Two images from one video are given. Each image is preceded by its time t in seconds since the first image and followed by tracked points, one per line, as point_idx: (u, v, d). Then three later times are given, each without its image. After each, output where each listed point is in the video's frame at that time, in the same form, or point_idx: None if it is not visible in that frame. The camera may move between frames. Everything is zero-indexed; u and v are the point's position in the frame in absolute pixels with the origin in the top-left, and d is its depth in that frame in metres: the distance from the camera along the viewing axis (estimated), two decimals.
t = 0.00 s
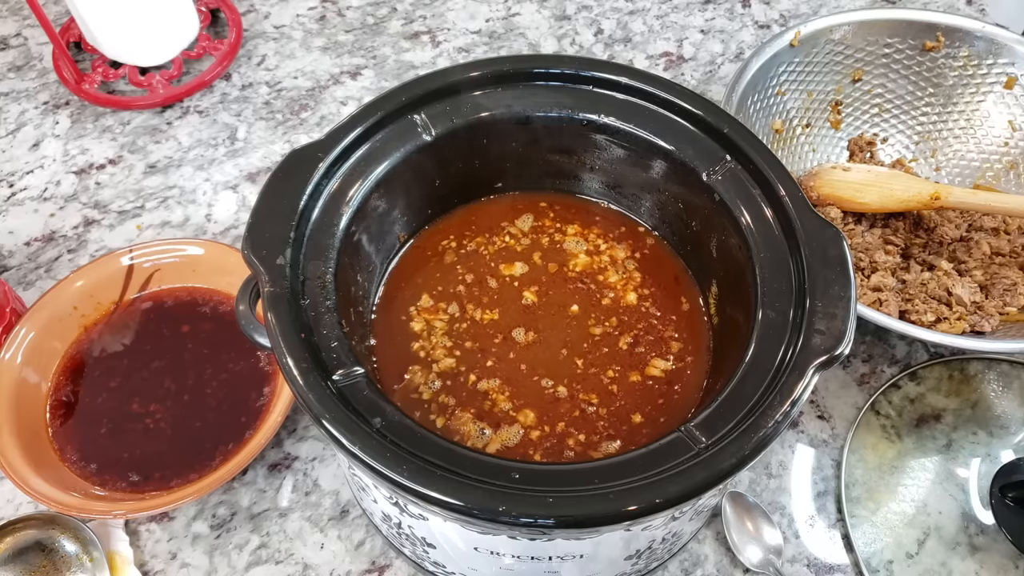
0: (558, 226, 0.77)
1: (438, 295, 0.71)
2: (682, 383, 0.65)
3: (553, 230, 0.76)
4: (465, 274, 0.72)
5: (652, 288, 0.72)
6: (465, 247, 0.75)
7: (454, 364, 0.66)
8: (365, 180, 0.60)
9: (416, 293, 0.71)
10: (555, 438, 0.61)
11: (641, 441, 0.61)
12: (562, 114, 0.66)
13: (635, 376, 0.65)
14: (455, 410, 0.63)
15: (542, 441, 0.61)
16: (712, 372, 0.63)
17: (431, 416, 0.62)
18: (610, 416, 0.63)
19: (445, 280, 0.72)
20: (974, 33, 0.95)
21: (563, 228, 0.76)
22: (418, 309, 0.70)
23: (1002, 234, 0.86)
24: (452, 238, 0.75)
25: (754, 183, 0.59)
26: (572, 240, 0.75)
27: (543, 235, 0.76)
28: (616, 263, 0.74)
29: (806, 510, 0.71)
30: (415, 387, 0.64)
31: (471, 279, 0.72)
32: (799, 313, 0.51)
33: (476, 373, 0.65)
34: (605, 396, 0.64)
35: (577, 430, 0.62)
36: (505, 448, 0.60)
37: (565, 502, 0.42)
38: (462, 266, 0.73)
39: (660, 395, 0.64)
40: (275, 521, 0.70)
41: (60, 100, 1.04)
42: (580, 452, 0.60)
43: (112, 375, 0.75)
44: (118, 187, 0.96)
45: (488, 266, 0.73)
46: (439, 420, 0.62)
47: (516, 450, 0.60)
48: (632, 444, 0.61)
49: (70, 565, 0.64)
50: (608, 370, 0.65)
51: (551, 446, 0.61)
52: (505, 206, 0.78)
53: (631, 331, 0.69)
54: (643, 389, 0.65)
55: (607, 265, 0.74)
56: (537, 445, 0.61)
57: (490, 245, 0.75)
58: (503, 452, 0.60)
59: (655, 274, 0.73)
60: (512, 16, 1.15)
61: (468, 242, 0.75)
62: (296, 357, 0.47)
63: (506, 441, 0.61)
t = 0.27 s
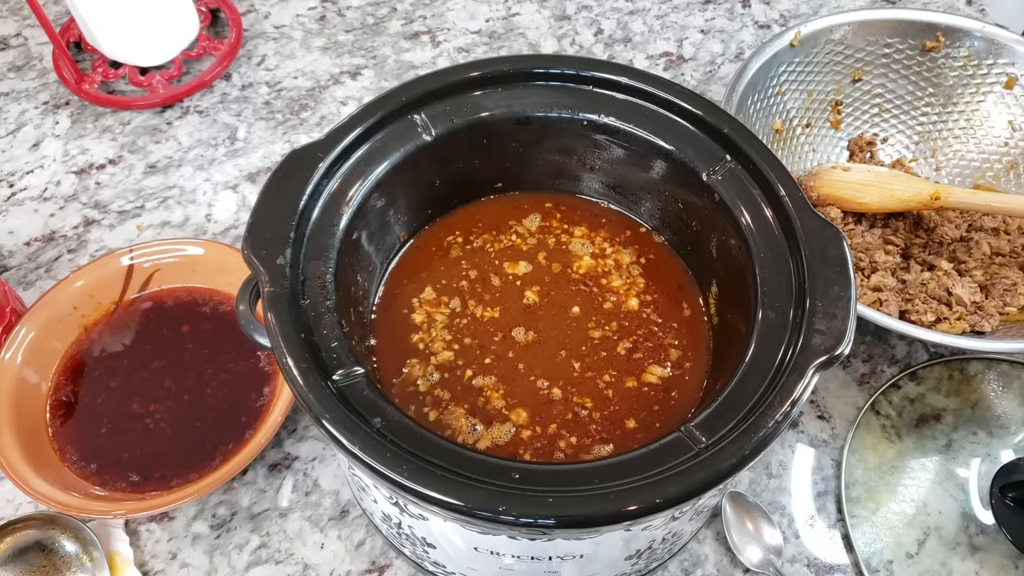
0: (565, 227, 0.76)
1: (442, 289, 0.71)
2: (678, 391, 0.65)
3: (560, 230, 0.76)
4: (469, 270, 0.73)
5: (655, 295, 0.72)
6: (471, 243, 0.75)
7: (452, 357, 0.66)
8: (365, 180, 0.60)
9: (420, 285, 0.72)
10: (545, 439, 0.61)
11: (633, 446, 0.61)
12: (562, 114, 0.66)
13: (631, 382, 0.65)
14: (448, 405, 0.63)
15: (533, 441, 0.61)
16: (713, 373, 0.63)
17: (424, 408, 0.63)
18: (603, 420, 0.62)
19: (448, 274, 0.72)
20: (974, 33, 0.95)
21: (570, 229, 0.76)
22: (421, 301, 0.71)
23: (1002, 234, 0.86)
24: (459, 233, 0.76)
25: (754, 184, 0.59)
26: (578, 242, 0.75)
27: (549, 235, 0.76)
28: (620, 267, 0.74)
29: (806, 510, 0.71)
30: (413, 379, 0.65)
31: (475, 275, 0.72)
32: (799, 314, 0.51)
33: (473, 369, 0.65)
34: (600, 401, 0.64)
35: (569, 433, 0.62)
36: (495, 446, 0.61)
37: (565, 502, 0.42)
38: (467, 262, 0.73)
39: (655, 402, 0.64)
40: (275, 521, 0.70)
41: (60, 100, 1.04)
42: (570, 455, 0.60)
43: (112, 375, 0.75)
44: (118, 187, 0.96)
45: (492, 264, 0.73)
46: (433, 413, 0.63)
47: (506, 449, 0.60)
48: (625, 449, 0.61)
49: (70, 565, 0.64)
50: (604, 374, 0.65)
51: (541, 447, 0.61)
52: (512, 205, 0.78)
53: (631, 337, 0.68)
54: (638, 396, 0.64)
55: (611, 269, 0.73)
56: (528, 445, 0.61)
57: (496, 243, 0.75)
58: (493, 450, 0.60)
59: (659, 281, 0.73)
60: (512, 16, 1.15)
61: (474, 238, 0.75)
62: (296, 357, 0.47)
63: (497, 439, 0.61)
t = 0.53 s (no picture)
0: (572, 229, 0.76)
1: (445, 283, 0.72)
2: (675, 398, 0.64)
3: (567, 231, 0.76)
4: (472, 267, 0.73)
5: (657, 301, 0.71)
6: (477, 240, 0.75)
7: (450, 350, 0.66)
8: (365, 180, 0.60)
9: (425, 278, 0.72)
10: (537, 439, 0.61)
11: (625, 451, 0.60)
12: (562, 114, 0.66)
13: (627, 387, 0.64)
14: (443, 399, 0.63)
15: (523, 440, 0.61)
16: (713, 372, 0.63)
17: (418, 401, 0.63)
18: (596, 424, 0.62)
19: (452, 269, 0.73)
20: (974, 33, 0.95)
21: (577, 231, 0.76)
22: (424, 293, 0.71)
23: (1002, 234, 0.86)
24: (466, 228, 0.76)
25: (754, 183, 0.59)
26: (584, 244, 0.75)
27: (556, 236, 0.76)
28: (625, 272, 0.73)
29: (806, 510, 0.71)
30: (411, 372, 0.65)
31: (479, 271, 0.72)
32: (799, 313, 0.51)
33: (470, 364, 0.65)
34: (594, 405, 0.63)
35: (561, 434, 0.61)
36: (485, 442, 0.60)
37: (565, 502, 0.42)
38: (472, 259, 0.74)
39: (650, 408, 0.63)
40: (275, 521, 0.70)
41: (60, 101, 1.04)
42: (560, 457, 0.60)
43: (112, 375, 0.75)
44: (118, 187, 0.96)
45: (497, 261, 0.73)
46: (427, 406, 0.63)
47: (497, 446, 0.60)
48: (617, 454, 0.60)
49: (70, 565, 0.64)
50: (600, 378, 0.65)
51: (532, 447, 0.60)
52: (520, 204, 0.78)
53: (630, 342, 0.68)
54: (633, 401, 0.64)
55: (614, 273, 0.73)
56: (518, 443, 0.61)
57: (503, 241, 0.75)
58: (483, 446, 0.60)
59: (662, 288, 0.72)
60: (512, 16, 1.15)
61: (481, 235, 0.75)
62: (296, 357, 0.47)
63: (487, 436, 0.61)
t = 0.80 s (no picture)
0: (579, 231, 0.76)
1: (449, 277, 0.72)
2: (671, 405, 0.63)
3: (574, 232, 0.76)
4: (477, 264, 0.73)
5: (659, 308, 0.71)
6: (484, 237, 0.75)
7: (449, 344, 0.67)
8: (365, 180, 0.60)
9: (430, 270, 0.73)
10: (528, 438, 0.61)
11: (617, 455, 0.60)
12: (562, 114, 0.66)
13: (622, 393, 0.64)
14: (438, 393, 0.64)
15: (514, 439, 0.61)
16: (713, 372, 0.63)
17: (414, 393, 0.64)
18: (589, 428, 0.62)
19: (457, 264, 0.73)
20: (974, 33, 0.95)
21: (584, 233, 0.76)
22: (428, 286, 0.72)
23: (1002, 234, 0.86)
24: (473, 224, 0.76)
25: (754, 183, 0.59)
26: (590, 247, 0.75)
27: (562, 237, 0.76)
28: (629, 277, 0.73)
29: (806, 510, 0.71)
30: (410, 365, 0.66)
31: (483, 268, 0.73)
32: (799, 314, 0.51)
33: (467, 360, 0.66)
34: (588, 409, 0.63)
35: (552, 436, 0.61)
36: (476, 439, 0.61)
37: (565, 502, 0.42)
38: (477, 256, 0.74)
39: (645, 414, 0.63)
40: (275, 521, 0.70)
41: (60, 100, 1.04)
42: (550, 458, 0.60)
43: (112, 375, 0.75)
44: (118, 187, 0.96)
45: (501, 260, 0.73)
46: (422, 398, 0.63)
47: (487, 443, 0.60)
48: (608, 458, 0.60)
49: (70, 566, 0.64)
50: (596, 382, 0.64)
51: (522, 446, 0.60)
52: (528, 203, 0.78)
53: (629, 347, 0.67)
54: (628, 407, 0.63)
55: (617, 277, 0.73)
56: (508, 441, 0.61)
57: (509, 239, 0.75)
58: (474, 442, 0.60)
59: (665, 295, 0.72)
60: (512, 16, 1.15)
61: (488, 232, 0.76)
62: (296, 357, 0.47)
63: (479, 433, 0.61)
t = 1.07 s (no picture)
0: (586, 233, 0.76)
1: (453, 272, 0.73)
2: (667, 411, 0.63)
3: (580, 234, 0.76)
4: (481, 261, 0.74)
5: (659, 315, 0.70)
6: (490, 234, 0.76)
7: (448, 337, 0.67)
8: (365, 180, 0.60)
9: (435, 264, 0.74)
10: (518, 437, 0.61)
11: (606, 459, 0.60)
12: (562, 114, 0.66)
13: (616, 397, 0.63)
14: (433, 386, 0.64)
15: (505, 438, 0.61)
16: (713, 373, 0.63)
17: (410, 385, 0.64)
18: (581, 431, 0.61)
19: (462, 259, 0.74)
20: (974, 33, 0.95)
21: (591, 236, 0.76)
22: (432, 279, 0.72)
23: (1002, 234, 0.86)
24: (480, 221, 0.77)
25: (754, 184, 0.59)
26: (595, 250, 0.75)
27: (568, 239, 0.76)
28: (632, 282, 0.73)
29: (806, 510, 0.71)
30: (410, 358, 0.66)
31: (487, 265, 0.73)
32: (799, 313, 0.51)
33: (465, 355, 0.66)
34: (581, 411, 0.63)
35: (543, 436, 0.61)
36: (467, 434, 0.61)
37: (565, 502, 0.42)
38: (482, 254, 0.74)
39: (639, 419, 0.62)
40: (275, 521, 0.70)
41: (60, 100, 1.04)
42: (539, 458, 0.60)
43: (112, 375, 0.75)
44: (118, 187, 0.96)
45: (505, 258, 0.74)
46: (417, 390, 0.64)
47: (478, 440, 0.61)
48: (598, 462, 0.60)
49: (70, 565, 0.64)
50: (591, 386, 0.64)
51: (511, 444, 0.60)
52: (537, 203, 0.78)
53: (626, 352, 0.67)
54: (622, 412, 0.63)
55: (619, 282, 0.72)
56: (498, 439, 0.61)
57: (515, 238, 0.75)
58: (464, 438, 0.61)
59: (667, 302, 0.71)
60: (512, 16, 1.15)
61: (495, 230, 0.76)
62: (296, 357, 0.47)
63: (470, 429, 0.61)
